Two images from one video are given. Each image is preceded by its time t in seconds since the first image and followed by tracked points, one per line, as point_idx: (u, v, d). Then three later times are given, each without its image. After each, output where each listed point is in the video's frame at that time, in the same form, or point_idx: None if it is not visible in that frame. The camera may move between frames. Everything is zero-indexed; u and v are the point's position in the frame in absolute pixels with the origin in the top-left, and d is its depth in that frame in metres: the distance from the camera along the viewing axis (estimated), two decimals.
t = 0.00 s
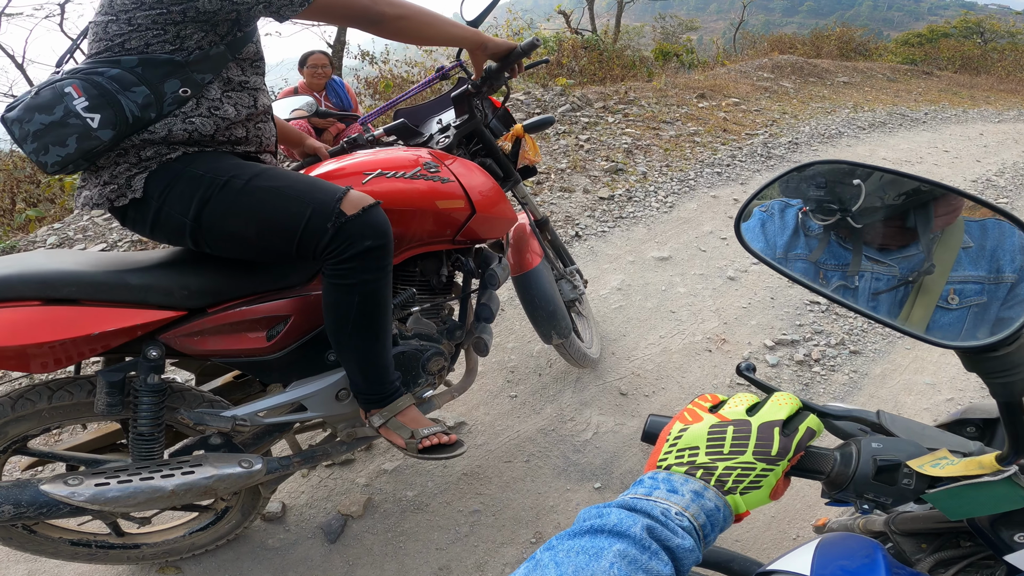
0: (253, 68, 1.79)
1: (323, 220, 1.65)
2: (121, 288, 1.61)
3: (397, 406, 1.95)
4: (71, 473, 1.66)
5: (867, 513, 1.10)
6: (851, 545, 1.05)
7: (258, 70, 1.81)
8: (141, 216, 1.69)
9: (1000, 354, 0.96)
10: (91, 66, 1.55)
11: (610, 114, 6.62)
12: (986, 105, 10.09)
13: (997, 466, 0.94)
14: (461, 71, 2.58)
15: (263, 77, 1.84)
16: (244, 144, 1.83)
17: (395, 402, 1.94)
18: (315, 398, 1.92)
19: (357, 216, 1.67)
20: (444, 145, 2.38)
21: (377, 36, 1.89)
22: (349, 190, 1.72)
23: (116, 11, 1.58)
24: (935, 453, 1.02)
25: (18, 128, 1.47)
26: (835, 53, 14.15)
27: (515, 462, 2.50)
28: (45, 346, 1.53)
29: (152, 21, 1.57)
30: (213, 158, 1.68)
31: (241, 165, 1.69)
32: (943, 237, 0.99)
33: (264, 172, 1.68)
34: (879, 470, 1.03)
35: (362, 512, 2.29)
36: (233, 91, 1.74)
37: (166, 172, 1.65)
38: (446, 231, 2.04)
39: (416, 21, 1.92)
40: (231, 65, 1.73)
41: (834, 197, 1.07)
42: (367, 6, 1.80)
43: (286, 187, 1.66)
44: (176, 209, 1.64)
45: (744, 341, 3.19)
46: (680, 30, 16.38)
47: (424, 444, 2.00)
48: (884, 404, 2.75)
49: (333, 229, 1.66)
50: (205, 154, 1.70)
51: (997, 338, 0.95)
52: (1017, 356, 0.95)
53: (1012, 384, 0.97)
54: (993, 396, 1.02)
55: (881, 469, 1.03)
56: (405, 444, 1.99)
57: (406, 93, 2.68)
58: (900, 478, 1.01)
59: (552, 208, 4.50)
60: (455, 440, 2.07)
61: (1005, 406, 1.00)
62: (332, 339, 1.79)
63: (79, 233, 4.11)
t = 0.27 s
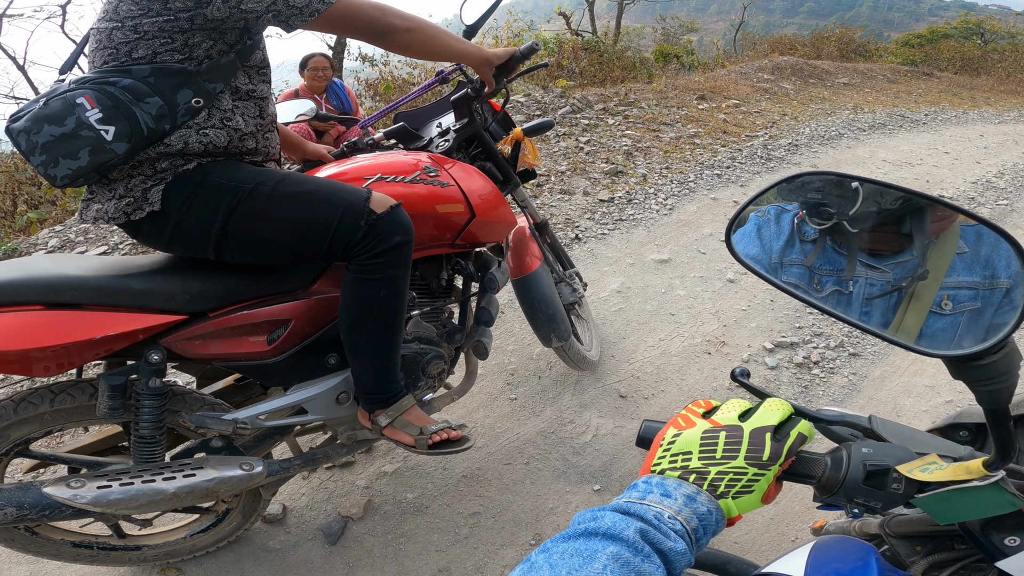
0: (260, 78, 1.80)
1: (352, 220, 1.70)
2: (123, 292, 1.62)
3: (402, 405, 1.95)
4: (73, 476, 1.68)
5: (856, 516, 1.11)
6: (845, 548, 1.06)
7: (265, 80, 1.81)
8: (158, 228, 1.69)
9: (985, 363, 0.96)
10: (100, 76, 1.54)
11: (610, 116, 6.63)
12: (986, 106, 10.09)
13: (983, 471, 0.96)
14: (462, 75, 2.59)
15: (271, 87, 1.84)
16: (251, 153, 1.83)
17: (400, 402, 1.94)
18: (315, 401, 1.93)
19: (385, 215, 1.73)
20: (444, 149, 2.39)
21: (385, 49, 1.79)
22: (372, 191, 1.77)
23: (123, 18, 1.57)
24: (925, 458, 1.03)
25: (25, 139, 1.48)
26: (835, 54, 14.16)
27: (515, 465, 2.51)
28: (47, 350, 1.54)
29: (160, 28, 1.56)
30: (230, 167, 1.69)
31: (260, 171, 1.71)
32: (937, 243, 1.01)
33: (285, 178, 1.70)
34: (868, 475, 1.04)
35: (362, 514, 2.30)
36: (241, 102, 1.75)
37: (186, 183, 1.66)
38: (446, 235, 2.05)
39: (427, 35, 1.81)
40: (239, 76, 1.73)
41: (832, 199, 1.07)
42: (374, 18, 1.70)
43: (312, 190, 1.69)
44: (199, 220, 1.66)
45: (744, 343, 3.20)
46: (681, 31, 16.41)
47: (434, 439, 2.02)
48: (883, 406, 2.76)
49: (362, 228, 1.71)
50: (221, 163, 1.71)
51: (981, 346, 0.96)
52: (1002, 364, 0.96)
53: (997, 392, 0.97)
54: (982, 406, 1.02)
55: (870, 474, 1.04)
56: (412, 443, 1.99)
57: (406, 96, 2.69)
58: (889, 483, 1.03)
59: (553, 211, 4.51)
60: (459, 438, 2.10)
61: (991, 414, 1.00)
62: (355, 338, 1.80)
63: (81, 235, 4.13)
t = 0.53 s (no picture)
0: (260, 90, 1.79)
1: (355, 226, 1.71)
2: (123, 296, 1.64)
3: (402, 407, 1.96)
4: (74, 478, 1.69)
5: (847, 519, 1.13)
6: (837, 551, 1.06)
7: (265, 91, 1.80)
8: (159, 243, 1.69)
9: (969, 369, 0.98)
10: (97, 90, 1.52)
11: (610, 118, 6.64)
12: (987, 107, 10.09)
13: (969, 475, 0.99)
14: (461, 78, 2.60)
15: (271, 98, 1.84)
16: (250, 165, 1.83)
17: (401, 405, 1.96)
18: (314, 403, 1.93)
19: (386, 220, 1.75)
20: (442, 152, 2.40)
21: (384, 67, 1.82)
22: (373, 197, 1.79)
23: (118, 30, 1.55)
24: (912, 462, 1.06)
25: (20, 154, 1.44)
26: (836, 55, 14.16)
27: (513, 466, 2.52)
28: (48, 354, 1.56)
29: (155, 41, 1.55)
30: (230, 180, 1.70)
31: (260, 182, 1.71)
32: (930, 247, 1.01)
33: (286, 188, 1.71)
34: (857, 478, 1.05)
35: (361, 515, 2.31)
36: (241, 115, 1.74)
37: (188, 197, 1.67)
38: (445, 238, 2.06)
39: (431, 52, 1.85)
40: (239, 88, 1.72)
41: (829, 202, 1.08)
42: (378, 37, 1.73)
43: (313, 199, 1.70)
44: (201, 235, 1.66)
45: (742, 345, 3.21)
46: (682, 32, 16.42)
47: (435, 440, 2.03)
48: (881, 408, 2.77)
49: (365, 234, 1.72)
50: (221, 176, 1.71)
51: (965, 353, 0.97)
52: (985, 371, 0.97)
53: (982, 399, 0.99)
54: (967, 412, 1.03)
55: (859, 478, 1.05)
56: (413, 444, 2.00)
57: (405, 99, 2.70)
58: (877, 487, 1.05)
59: (552, 212, 4.52)
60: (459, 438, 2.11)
61: (975, 420, 1.01)
62: (356, 342, 1.81)
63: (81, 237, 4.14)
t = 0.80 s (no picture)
0: (260, 100, 1.79)
1: (350, 230, 1.72)
2: (123, 296, 1.64)
3: (401, 408, 1.96)
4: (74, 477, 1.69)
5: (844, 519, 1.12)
6: (836, 551, 1.06)
7: (264, 101, 1.80)
8: (156, 252, 1.69)
9: (965, 370, 0.98)
10: (92, 102, 1.52)
11: (610, 118, 6.64)
12: (988, 107, 10.09)
13: (967, 475, 1.00)
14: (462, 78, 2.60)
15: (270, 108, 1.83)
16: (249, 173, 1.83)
17: (400, 406, 1.96)
18: (314, 403, 1.93)
19: (381, 223, 1.75)
20: (443, 152, 2.40)
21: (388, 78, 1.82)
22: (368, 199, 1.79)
23: (113, 41, 1.55)
24: (910, 462, 1.07)
25: (15, 164, 1.44)
26: (837, 55, 14.15)
27: (513, 466, 2.52)
28: (48, 353, 1.56)
29: (152, 54, 1.55)
30: (226, 188, 1.70)
31: (256, 188, 1.72)
32: (930, 248, 1.01)
33: (281, 195, 1.71)
34: (855, 478, 1.05)
35: (361, 515, 2.31)
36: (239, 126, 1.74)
37: (184, 206, 1.67)
38: (445, 238, 2.06)
39: (433, 62, 1.85)
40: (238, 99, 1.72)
41: (829, 202, 1.08)
42: (380, 48, 1.73)
43: (308, 204, 1.70)
44: (198, 243, 1.67)
45: (742, 346, 3.21)
46: (684, 33, 16.40)
47: (434, 440, 2.03)
48: (881, 409, 2.76)
49: (360, 238, 1.73)
50: (217, 184, 1.71)
51: (964, 352, 0.97)
52: (982, 371, 0.97)
53: (979, 399, 0.98)
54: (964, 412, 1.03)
55: (857, 478, 1.05)
56: (413, 444, 2.01)
57: (406, 99, 2.69)
58: (875, 486, 1.04)
59: (553, 213, 4.52)
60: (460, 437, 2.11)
61: (973, 420, 1.00)
62: (354, 345, 1.81)
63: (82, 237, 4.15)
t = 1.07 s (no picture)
0: (260, 108, 1.79)
1: (347, 231, 1.71)
2: (125, 294, 1.64)
3: (402, 407, 1.96)
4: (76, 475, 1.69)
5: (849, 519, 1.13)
6: (839, 551, 1.06)
7: (265, 108, 1.80)
8: (155, 255, 1.69)
9: (974, 368, 0.98)
10: (92, 111, 1.50)
11: (612, 118, 6.63)
12: (990, 108, 10.07)
13: (974, 476, 0.99)
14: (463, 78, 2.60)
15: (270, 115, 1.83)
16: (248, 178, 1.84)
17: (400, 405, 1.96)
18: (315, 401, 1.93)
19: (378, 223, 1.74)
20: (444, 151, 2.40)
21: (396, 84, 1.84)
22: (365, 200, 1.78)
23: (113, 48, 1.53)
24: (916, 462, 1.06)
25: (15, 168, 1.44)
26: (839, 55, 14.13)
27: (514, 465, 2.52)
28: (50, 352, 1.56)
29: (152, 63, 1.53)
30: (225, 194, 1.69)
31: (254, 191, 1.71)
32: (933, 247, 1.01)
33: (279, 198, 1.71)
34: (861, 478, 1.06)
35: (362, 514, 2.31)
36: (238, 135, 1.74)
37: (182, 209, 1.67)
38: (446, 237, 2.07)
39: (440, 69, 1.86)
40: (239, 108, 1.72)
41: (831, 201, 1.07)
42: (388, 57, 1.74)
43: (306, 206, 1.70)
44: (197, 247, 1.67)
45: (743, 345, 3.20)
46: (685, 32, 16.38)
47: (435, 441, 2.03)
48: (882, 408, 2.76)
49: (357, 239, 1.72)
50: (216, 188, 1.71)
51: (972, 351, 0.97)
52: (991, 370, 0.97)
53: (987, 398, 0.98)
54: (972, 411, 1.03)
55: (862, 477, 1.06)
56: (415, 444, 2.01)
57: (407, 99, 2.70)
58: (881, 486, 1.05)
59: (554, 212, 4.52)
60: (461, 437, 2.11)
61: (980, 418, 1.00)
62: (354, 346, 1.81)
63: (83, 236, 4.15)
